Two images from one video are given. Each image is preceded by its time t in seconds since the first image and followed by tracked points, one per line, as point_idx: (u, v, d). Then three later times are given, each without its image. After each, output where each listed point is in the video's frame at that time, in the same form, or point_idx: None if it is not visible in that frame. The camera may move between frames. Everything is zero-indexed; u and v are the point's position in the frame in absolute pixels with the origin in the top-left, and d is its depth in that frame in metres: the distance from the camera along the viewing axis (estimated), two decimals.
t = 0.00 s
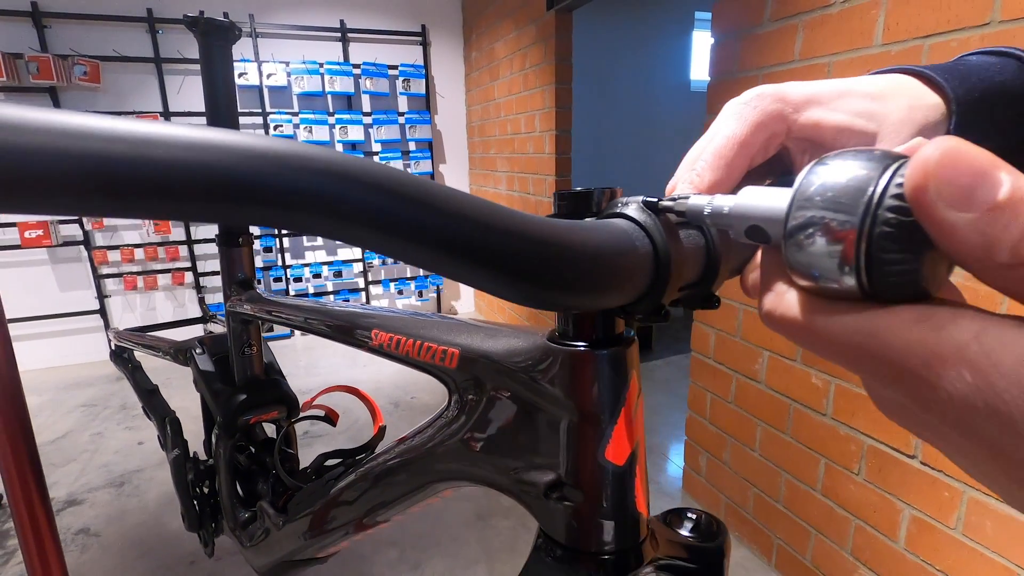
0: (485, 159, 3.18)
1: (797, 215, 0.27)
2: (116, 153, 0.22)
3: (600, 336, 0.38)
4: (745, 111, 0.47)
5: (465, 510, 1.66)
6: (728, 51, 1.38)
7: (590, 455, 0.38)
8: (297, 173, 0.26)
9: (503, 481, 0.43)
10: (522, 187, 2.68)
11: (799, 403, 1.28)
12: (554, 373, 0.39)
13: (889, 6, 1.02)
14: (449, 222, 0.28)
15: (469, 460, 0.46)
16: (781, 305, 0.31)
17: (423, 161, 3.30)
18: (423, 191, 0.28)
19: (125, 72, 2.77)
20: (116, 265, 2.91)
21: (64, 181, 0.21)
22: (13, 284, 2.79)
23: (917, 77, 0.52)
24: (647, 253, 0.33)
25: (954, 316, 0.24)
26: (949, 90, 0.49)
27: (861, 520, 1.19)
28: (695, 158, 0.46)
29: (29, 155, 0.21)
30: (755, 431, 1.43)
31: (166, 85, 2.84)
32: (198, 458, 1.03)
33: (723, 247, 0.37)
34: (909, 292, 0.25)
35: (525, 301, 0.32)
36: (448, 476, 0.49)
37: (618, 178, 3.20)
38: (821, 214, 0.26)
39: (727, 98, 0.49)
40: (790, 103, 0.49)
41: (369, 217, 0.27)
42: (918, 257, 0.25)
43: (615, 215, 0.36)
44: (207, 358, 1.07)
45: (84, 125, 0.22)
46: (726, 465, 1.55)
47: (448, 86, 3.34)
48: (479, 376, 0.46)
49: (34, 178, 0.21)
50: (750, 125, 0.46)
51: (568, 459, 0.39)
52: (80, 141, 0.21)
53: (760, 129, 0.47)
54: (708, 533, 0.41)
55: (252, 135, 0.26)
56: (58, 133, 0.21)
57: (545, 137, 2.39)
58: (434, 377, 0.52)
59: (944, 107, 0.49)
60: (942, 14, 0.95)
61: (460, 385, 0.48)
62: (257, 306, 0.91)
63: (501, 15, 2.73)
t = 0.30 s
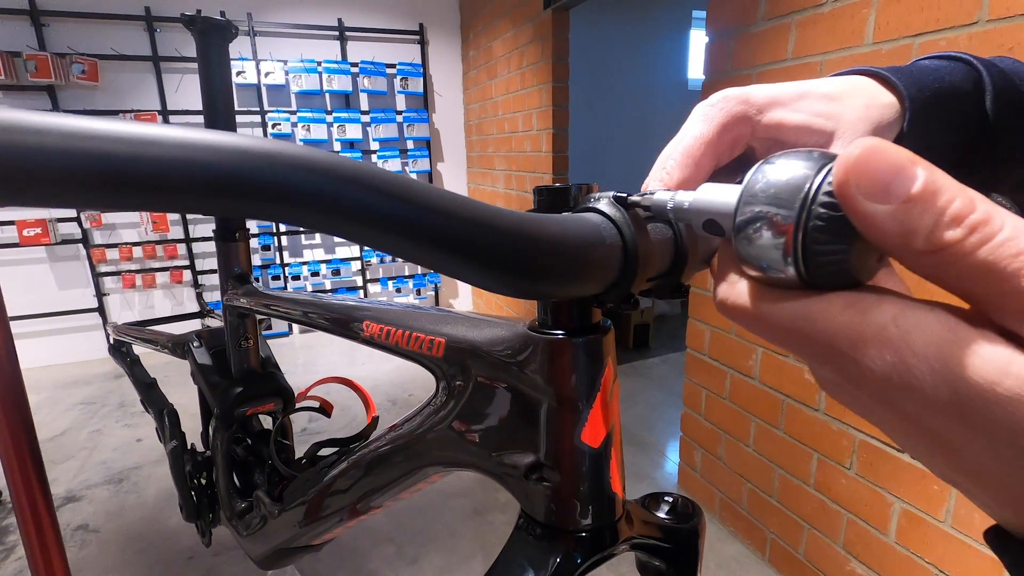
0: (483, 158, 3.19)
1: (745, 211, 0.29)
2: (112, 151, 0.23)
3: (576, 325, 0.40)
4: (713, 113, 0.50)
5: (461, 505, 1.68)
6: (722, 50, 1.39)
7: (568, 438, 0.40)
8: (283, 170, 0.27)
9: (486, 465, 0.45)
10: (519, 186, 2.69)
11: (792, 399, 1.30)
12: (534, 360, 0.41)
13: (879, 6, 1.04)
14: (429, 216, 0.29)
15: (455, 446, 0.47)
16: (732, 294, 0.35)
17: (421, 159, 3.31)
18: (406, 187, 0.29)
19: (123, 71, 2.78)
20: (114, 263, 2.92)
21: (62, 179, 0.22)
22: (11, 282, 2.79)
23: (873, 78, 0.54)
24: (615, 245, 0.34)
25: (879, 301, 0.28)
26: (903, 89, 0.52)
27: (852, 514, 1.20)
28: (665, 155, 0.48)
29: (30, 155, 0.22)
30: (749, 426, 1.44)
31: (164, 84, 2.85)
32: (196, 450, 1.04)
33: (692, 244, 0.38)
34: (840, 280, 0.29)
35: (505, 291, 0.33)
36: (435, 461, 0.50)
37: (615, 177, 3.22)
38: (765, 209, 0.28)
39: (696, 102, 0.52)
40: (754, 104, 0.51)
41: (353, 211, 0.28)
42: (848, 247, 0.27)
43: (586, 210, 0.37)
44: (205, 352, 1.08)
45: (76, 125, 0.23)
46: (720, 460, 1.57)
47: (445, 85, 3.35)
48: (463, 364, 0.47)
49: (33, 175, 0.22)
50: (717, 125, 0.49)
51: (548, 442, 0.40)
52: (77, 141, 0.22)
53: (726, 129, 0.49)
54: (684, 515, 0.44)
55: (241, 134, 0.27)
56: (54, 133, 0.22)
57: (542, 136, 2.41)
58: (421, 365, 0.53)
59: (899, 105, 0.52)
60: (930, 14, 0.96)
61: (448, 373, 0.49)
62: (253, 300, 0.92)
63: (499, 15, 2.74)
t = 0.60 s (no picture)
0: (489, 157, 3.20)
1: (728, 213, 0.30)
2: (133, 156, 0.25)
3: (575, 320, 0.41)
4: (706, 118, 0.50)
5: (466, 503, 1.69)
6: (728, 50, 1.39)
7: (566, 428, 0.41)
8: (291, 172, 0.28)
9: (488, 455, 0.46)
10: (525, 186, 2.70)
11: (796, 399, 1.30)
12: (534, 355, 0.42)
13: (886, 6, 1.04)
14: (431, 215, 0.30)
15: (458, 438, 0.48)
16: (716, 290, 0.37)
17: (427, 159, 3.32)
18: (408, 188, 0.30)
19: (133, 71, 2.81)
20: (124, 262, 2.96)
21: (91, 182, 0.24)
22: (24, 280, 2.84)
23: (862, 86, 0.55)
24: (611, 245, 0.36)
25: (847, 295, 0.31)
26: (890, 98, 0.52)
27: (857, 514, 1.21)
28: (660, 160, 0.49)
29: (58, 160, 0.23)
30: (754, 426, 1.44)
31: (174, 84, 2.88)
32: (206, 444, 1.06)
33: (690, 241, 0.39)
34: (815, 277, 0.31)
35: (505, 288, 0.34)
36: (440, 452, 0.51)
37: (621, 176, 3.22)
38: (747, 211, 0.29)
39: (690, 108, 0.52)
40: (746, 111, 0.52)
41: (359, 211, 0.29)
42: (820, 247, 0.29)
43: (584, 211, 0.38)
44: (216, 347, 1.10)
45: (101, 133, 0.24)
46: (725, 460, 1.57)
47: (452, 84, 3.37)
48: (467, 358, 0.48)
49: (61, 179, 0.24)
50: (711, 130, 0.50)
51: (548, 432, 0.41)
52: (103, 147, 0.24)
53: (719, 135, 0.50)
54: (679, 505, 0.46)
55: (251, 139, 0.28)
56: (81, 140, 0.24)
57: (548, 136, 2.41)
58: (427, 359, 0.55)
59: (886, 113, 0.52)
60: (937, 15, 0.96)
61: (452, 366, 0.50)
62: (264, 297, 0.94)
63: (505, 15, 2.75)
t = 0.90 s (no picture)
0: (506, 156, 3.20)
1: (739, 203, 0.29)
2: (144, 144, 0.24)
3: (584, 315, 0.40)
4: (720, 110, 0.49)
5: (480, 500, 1.70)
6: (748, 47, 1.37)
7: (575, 423, 0.40)
8: (302, 162, 0.28)
9: (496, 450, 0.46)
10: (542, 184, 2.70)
11: (815, 402, 1.28)
12: (543, 349, 0.41)
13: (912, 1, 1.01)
14: (439, 205, 0.30)
15: (468, 433, 0.48)
16: (728, 283, 0.35)
17: (444, 158, 3.33)
18: (416, 179, 0.30)
19: (158, 71, 2.87)
20: (148, 258, 3.02)
21: (104, 169, 0.24)
22: (52, 276, 2.92)
23: (883, 77, 0.54)
24: (620, 238, 0.35)
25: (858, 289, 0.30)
26: (913, 89, 0.51)
27: (876, 521, 1.18)
28: (673, 152, 0.48)
29: (67, 145, 0.23)
30: (772, 429, 1.42)
31: (197, 84, 2.93)
32: (223, 437, 1.08)
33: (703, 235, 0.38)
34: (827, 271, 0.30)
35: (512, 280, 0.34)
36: (451, 448, 0.51)
37: (638, 174, 3.19)
38: (758, 201, 0.28)
39: (704, 98, 0.51)
40: (761, 103, 0.50)
41: (367, 201, 0.29)
42: (831, 238, 0.28)
43: (593, 204, 0.37)
44: (232, 342, 1.11)
45: (112, 120, 0.24)
46: (742, 463, 1.55)
47: (469, 83, 3.37)
48: (477, 353, 0.48)
49: (70, 165, 0.23)
50: (724, 122, 0.49)
51: (555, 428, 0.41)
52: (114, 135, 0.24)
53: (734, 126, 0.49)
54: (691, 504, 0.45)
55: (260, 129, 0.28)
56: (92, 126, 0.24)
57: (565, 134, 2.40)
58: (437, 355, 0.55)
59: (908, 105, 0.51)
60: (966, 9, 0.93)
61: (461, 361, 0.50)
62: (280, 292, 0.95)
63: (523, 13, 2.74)
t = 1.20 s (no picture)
0: (519, 157, 3.20)
1: (753, 205, 0.29)
2: (145, 143, 0.24)
3: (594, 317, 0.40)
4: (731, 108, 0.48)
5: (491, 501, 1.69)
6: (764, 46, 1.36)
7: (584, 428, 0.40)
8: (308, 161, 0.28)
9: (505, 453, 0.45)
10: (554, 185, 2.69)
11: (831, 406, 1.26)
12: (552, 352, 0.41)
13: None
14: (444, 206, 0.30)
15: (476, 435, 0.48)
16: (736, 287, 0.35)
17: (457, 159, 3.34)
18: (421, 178, 0.30)
19: (176, 73, 2.91)
20: (165, 258, 3.07)
21: (108, 169, 0.24)
22: (73, 275, 2.97)
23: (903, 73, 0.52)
24: (628, 239, 0.35)
25: (873, 295, 0.30)
26: (934, 84, 0.50)
27: (894, 528, 1.16)
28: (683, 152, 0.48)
29: (71, 144, 0.23)
30: (786, 433, 1.40)
31: (213, 86, 2.97)
32: (236, 436, 1.09)
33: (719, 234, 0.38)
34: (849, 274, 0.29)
35: (519, 282, 0.34)
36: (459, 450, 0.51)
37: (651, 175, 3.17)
38: (771, 204, 0.28)
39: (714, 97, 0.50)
40: (773, 99, 0.49)
41: (373, 201, 0.29)
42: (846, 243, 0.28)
43: (602, 204, 0.37)
44: (245, 342, 1.12)
45: (116, 120, 0.24)
46: (756, 467, 1.53)
47: (482, 84, 3.38)
48: (485, 354, 0.48)
49: (74, 163, 0.23)
50: (736, 119, 0.48)
51: (564, 431, 0.41)
52: (119, 134, 0.24)
53: (745, 124, 0.48)
54: (702, 511, 0.44)
55: (267, 129, 0.28)
56: (98, 125, 0.24)
57: (578, 135, 2.39)
58: (446, 356, 0.54)
59: (930, 99, 0.51)
60: (989, 5, 0.91)
61: (470, 363, 0.50)
62: (292, 292, 0.95)
63: (536, 14, 2.74)
